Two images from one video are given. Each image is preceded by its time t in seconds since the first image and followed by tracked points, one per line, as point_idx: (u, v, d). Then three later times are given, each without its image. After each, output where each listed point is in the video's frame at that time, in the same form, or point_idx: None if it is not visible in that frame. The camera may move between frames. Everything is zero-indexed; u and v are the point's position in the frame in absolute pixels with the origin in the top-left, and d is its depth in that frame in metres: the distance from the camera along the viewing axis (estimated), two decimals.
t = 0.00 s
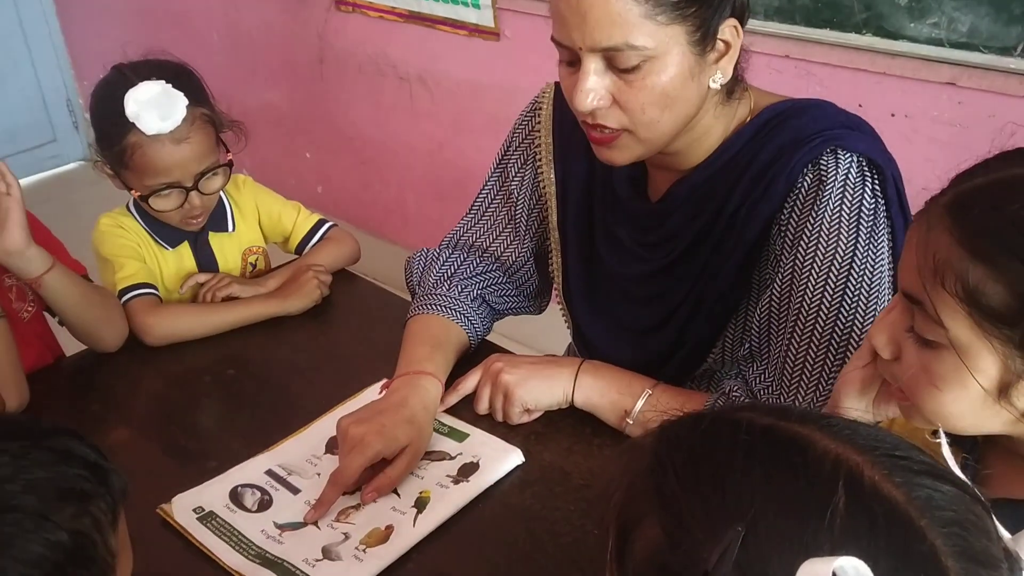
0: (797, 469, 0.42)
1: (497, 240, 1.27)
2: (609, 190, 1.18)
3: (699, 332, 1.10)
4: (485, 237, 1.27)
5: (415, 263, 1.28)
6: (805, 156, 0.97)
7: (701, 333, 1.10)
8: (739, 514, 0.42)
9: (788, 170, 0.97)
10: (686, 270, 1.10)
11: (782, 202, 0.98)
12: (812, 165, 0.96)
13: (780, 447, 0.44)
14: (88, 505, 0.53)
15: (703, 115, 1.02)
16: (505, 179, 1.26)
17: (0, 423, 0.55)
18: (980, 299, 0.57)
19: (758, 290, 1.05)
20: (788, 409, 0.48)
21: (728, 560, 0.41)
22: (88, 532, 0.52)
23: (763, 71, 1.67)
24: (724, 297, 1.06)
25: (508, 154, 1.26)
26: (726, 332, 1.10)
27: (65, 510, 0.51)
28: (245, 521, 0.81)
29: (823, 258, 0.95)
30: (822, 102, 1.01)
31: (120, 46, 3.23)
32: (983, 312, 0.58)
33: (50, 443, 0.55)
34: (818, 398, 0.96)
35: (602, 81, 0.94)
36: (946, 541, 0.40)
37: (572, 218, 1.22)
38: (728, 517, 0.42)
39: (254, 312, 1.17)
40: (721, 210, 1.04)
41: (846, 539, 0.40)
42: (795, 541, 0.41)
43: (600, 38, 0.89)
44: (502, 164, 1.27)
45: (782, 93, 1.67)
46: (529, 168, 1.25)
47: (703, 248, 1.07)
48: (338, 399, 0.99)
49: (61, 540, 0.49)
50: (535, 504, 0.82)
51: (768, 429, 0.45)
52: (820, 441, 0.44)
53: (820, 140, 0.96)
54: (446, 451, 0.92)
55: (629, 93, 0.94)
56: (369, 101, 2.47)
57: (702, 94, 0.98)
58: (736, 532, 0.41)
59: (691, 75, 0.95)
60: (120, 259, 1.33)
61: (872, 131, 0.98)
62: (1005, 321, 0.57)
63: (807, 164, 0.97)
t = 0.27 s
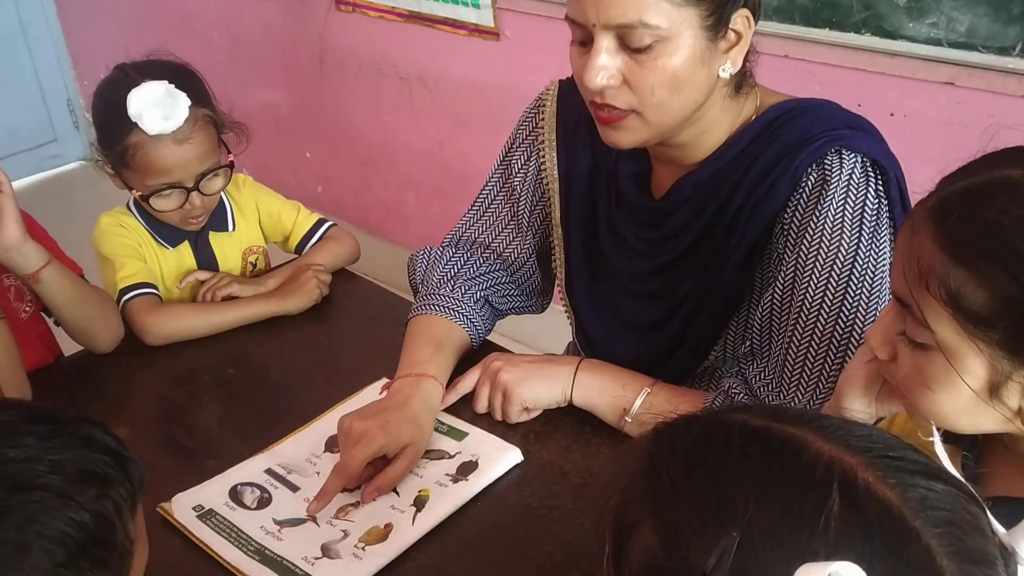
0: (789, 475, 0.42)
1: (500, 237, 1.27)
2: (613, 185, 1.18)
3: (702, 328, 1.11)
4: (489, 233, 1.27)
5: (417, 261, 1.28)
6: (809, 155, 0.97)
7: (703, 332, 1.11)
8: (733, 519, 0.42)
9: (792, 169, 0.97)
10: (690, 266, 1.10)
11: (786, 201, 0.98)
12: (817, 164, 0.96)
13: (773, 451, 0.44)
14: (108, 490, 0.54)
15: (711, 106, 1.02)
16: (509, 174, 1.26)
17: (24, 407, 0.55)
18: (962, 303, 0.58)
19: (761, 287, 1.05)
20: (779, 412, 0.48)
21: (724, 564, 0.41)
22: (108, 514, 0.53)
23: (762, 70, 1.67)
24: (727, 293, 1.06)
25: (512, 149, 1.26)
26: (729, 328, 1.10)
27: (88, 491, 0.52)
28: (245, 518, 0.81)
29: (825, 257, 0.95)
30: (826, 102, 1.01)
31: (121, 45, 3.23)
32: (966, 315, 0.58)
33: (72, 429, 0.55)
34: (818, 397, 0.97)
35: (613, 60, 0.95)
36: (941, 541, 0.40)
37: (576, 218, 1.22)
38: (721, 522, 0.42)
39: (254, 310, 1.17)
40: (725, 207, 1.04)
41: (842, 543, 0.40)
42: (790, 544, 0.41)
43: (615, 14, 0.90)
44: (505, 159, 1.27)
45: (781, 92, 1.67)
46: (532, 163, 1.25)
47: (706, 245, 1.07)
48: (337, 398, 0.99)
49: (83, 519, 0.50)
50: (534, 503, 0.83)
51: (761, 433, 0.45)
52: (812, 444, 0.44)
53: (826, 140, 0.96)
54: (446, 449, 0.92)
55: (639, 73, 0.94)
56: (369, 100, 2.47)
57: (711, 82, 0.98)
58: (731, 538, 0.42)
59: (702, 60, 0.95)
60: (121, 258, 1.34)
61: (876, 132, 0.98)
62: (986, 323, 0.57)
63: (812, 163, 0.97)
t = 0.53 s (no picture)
0: (779, 475, 0.43)
1: (501, 235, 1.28)
2: (613, 184, 1.19)
3: (702, 327, 1.11)
4: (489, 232, 1.28)
5: (417, 259, 1.28)
6: (810, 155, 0.97)
7: (703, 330, 1.11)
8: (726, 520, 0.42)
9: (793, 168, 0.98)
10: (692, 263, 1.10)
11: (786, 200, 0.99)
12: (817, 164, 0.97)
13: (761, 448, 0.44)
14: (115, 488, 0.54)
15: (717, 104, 1.03)
16: (510, 171, 1.27)
17: (33, 404, 0.55)
18: (965, 299, 0.58)
19: (761, 286, 1.05)
20: (766, 408, 0.49)
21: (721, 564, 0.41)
22: (114, 512, 0.53)
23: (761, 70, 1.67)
24: (727, 292, 1.06)
25: (513, 147, 1.26)
26: (728, 328, 1.10)
27: (95, 488, 0.52)
28: (244, 515, 0.82)
29: (825, 256, 0.95)
30: (826, 102, 1.02)
31: (121, 45, 3.23)
32: (967, 311, 0.58)
33: (81, 426, 0.55)
34: (816, 394, 0.97)
35: (626, 49, 0.95)
36: (930, 528, 0.42)
37: (576, 216, 1.23)
38: (714, 523, 0.43)
39: (255, 310, 1.18)
40: (725, 206, 1.05)
41: (834, 539, 0.40)
42: (782, 542, 0.41)
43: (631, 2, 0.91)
44: (507, 157, 1.27)
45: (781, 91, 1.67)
46: (534, 160, 1.25)
47: (707, 243, 1.08)
48: (337, 397, 1.00)
49: (88, 516, 0.51)
50: (532, 501, 0.83)
51: (748, 431, 0.45)
52: (799, 440, 0.44)
53: (826, 139, 0.97)
54: (444, 448, 0.93)
55: (651, 64, 0.94)
56: (369, 100, 2.48)
57: (720, 79, 0.99)
58: (724, 539, 0.42)
59: (713, 55, 0.95)
60: (120, 258, 1.34)
61: (876, 132, 0.98)
62: (989, 320, 0.57)
63: (813, 163, 0.97)
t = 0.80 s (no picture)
0: (773, 475, 0.42)
1: (502, 233, 1.27)
2: (614, 182, 1.19)
3: (703, 327, 1.11)
4: (490, 229, 1.27)
5: (417, 256, 1.28)
6: (814, 152, 0.97)
7: (704, 330, 1.11)
8: (720, 520, 0.42)
9: (797, 167, 0.98)
10: (693, 262, 1.10)
11: (790, 198, 0.98)
12: (821, 162, 0.97)
13: (758, 450, 0.43)
14: (110, 490, 0.54)
15: (722, 107, 1.02)
16: (513, 168, 1.27)
17: (27, 404, 0.55)
18: (972, 292, 0.58)
19: (763, 284, 1.05)
20: (764, 407, 0.48)
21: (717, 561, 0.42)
22: (111, 515, 0.53)
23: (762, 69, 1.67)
24: (729, 292, 1.06)
25: (517, 144, 1.26)
26: (730, 328, 1.10)
27: (91, 492, 0.52)
28: (245, 513, 0.82)
29: (828, 254, 0.95)
30: (829, 99, 1.02)
31: (122, 45, 3.24)
32: (973, 303, 0.58)
33: (76, 427, 0.55)
34: (818, 393, 0.97)
35: (630, 56, 0.95)
36: (927, 529, 0.41)
37: (576, 215, 1.22)
38: (710, 525, 0.43)
39: (255, 308, 1.18)
40: (728, 204, 1.04)
41: (827, 541, 0.40)
42: (775, 545, 0.41)
43: (634, 9, 0.90)
44: (509, 154, 1.27)
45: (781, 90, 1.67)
46: (538, 158, 1.25)
47: (709, 242, 1.08)
48: (337, 396, 1.00)
49: (83, 520, 0.50)
50: (532, 500, 0.83)
51: (746, 433, 0.45)
52: (796, 441, 0.44)
53: (830, 137, 0.97)
54: (445, 446, 0.92)
55: (656, 70, 0.94)
56: (369, 99, 2.48)
57: (725, 83, 0.99)
58: (718, 541, 0.42)
59: (718, 60, 0.95)
60: (120, 258, 1.34)
61: (880, 129, 0.98)
62: (995, 313, 0.58)
63: (816, 160, 0.97)
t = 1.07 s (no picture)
0: (761, 472, 0.42)
1: (494, 237, 1.28)
2: (608, 185, 1.19)
3: (699, 326, 1.11)
4: (482, 234, 1.28)
5: (411, 259, 1.28)
6: (806, 151, 0.97)
7: (702, 329, 1.11)
8: (708, 519, 0.42)
9: (788, 166, 0.98)
10: (687, 262, 1.10)
11: (784, 197, 0.99)
12: (813, 160, 0.97)
13: (746, 449, 0.43)
14: (102, 489, 0.54)
15: (710, 111, 1.02)
16: (504, 174, 1.27)
17: (17, 405, 0.55)
18: (978, 282, 0.58)
19: (758, 285, 1.05)
20: (760, 405, 0.47)
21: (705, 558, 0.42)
22: (104, 513, 0.53)
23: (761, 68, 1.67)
24: (725, 293, 1.07)
25: (507, 150, 1.26)
26: (726, 329, 1.10)
27: (83, 489, 0.52)
28: (243, 511, 0.82)
29: (821, 252, 0.95)
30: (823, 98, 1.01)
31: (122, 44, 3.23)
32: (981, 295, 0.58)
33: (65, 428, 0.55)
34: (817, 393, 0.97)
35: (613, 71, 0.94)
36: (918, 531, 0.38)
37: (570, 217, 1.22)
38: (698, 523, 0.43)
39: (254, 307, 1.18)
40: (722, 204, 1.04)
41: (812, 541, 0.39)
42: (760, 545, 0.40)
43: (614, 26, 0.89)
44: (501, 158, 1.27)
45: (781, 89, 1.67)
46: (528, 163, 1.25)
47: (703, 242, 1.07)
48: (336, 395, 1.00)
49: (75, 517, 0.50)
50: (531, 498, 0.83)
51: (736, 430, 0.44)
52: (785, 439, 0.42)
53: (821, 135, 0.97)
54: (444, 445, 0.92)
55: (640, 83, 0.94)
56: (369, 98, 2.47)
57: (711, 89, 0.98)
58: (706, 539, 0.42)
59: (702, 68, 0.95)
60: (119, 257, 1.34)
61: (872, 126, 0.98)
62: (1002, 305, 0.57)
63: (808, 159, 0.97)
